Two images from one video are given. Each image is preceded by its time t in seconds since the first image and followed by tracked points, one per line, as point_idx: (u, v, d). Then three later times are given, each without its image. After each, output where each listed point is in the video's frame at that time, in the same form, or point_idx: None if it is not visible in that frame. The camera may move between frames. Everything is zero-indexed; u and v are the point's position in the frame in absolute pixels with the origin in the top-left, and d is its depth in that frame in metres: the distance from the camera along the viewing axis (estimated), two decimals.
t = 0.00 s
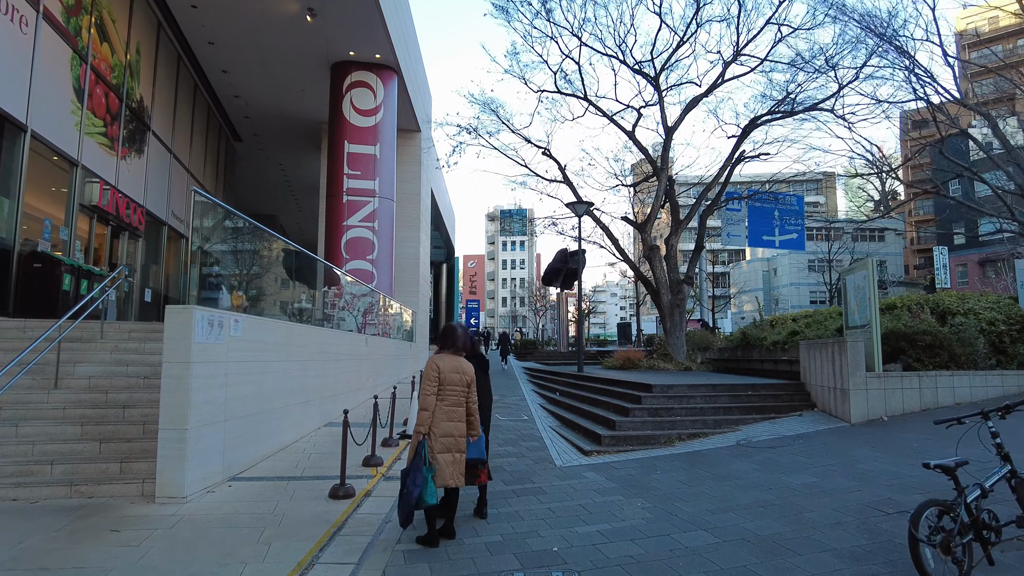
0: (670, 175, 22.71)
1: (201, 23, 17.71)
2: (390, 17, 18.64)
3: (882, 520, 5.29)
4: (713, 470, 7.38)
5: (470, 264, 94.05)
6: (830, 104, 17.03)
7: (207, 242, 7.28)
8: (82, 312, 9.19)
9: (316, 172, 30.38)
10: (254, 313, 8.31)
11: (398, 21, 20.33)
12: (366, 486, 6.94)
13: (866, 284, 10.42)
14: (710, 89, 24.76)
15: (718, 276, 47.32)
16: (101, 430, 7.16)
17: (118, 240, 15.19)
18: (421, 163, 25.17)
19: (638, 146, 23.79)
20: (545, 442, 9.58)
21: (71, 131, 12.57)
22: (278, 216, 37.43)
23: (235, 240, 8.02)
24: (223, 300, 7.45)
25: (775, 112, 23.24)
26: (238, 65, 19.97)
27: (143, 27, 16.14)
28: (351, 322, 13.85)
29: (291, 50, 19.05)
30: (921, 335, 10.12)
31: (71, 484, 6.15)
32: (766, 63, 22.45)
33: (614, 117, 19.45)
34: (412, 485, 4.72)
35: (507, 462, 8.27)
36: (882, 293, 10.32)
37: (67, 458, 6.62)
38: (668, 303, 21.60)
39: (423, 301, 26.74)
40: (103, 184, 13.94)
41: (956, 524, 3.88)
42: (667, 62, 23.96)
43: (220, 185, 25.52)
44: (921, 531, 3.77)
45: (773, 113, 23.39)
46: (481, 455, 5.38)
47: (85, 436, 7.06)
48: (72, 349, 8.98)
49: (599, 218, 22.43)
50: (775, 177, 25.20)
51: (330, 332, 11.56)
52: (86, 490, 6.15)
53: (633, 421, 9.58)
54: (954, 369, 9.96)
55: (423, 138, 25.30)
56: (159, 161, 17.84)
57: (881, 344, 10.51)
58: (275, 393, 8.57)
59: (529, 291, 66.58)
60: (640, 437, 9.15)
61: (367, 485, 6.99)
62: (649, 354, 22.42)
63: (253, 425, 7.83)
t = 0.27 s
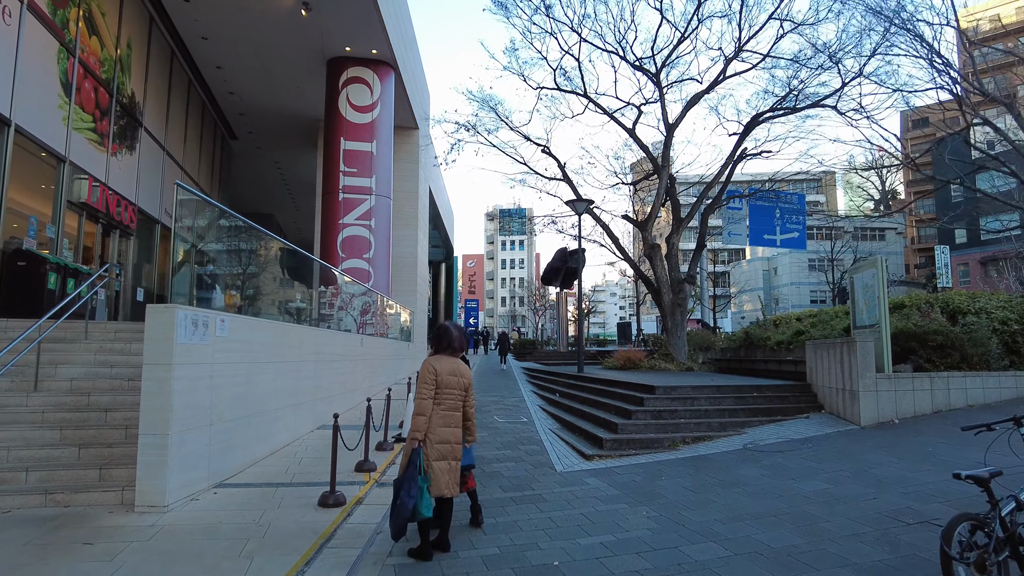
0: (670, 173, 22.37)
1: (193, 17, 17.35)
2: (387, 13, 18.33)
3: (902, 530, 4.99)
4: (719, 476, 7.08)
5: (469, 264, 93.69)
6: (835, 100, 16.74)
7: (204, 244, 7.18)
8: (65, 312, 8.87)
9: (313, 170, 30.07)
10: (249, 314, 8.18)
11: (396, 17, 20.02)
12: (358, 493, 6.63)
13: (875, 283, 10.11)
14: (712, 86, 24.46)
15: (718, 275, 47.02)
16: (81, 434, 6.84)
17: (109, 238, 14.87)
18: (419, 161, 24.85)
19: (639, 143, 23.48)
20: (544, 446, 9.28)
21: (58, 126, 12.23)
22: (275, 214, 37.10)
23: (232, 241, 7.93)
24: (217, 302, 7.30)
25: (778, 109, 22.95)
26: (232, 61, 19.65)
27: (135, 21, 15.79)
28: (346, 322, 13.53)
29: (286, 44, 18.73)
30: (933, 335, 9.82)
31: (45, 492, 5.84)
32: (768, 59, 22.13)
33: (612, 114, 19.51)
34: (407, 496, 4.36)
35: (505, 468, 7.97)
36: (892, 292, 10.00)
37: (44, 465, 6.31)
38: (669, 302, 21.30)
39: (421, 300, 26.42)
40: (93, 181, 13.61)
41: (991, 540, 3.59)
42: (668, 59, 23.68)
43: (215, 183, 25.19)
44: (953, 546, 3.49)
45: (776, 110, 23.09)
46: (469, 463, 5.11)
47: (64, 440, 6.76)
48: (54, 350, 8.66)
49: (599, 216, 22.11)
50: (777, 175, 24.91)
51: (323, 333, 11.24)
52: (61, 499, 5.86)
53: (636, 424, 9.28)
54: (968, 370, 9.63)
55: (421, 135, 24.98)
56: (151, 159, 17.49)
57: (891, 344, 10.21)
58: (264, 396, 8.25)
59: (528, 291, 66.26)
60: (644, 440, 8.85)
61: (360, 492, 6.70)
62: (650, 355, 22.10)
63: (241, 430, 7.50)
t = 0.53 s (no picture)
0: (673, 169, 22.02)
1: (187, 10, 17.01)
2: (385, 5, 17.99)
3: (928, 539, 4.67)
4: (728, 479, 6.78)
5: (468, 262, 93.26)
6: (841, 94, 16.41)
7: (199, 242, 7.06)
8: (48, 308, 8.57)
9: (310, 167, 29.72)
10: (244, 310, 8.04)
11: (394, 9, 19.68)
12: (350, 498, 6.33)
13: (885, 280, 9.80)
14: (714, 81, 24.10)
15: (719, 274, 46.68)
16: (59, 436, 6.53)
17: (100, 234, 14.55)
18: (417, 157, 24.53)
19: (641, 140, 23.15)
20: (545, 447, 8.97)
21: (45, 118, 11.90)
22: (272, 211, 36.73)
23: (229, 238, 7.80)
24: (211, 300, 7.12)
25: (781, 104, 22.60)
26: (227, 55, 19.31)
27: (126, 12, 15.45)
28: (341, 319, 13.21)
29: (282, 37, 18.39)
30: (946, 334, 9.52)
31: (19, 498, 5.53)
32: (772, 54, 21.78)
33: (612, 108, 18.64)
34: (411, 502, 4.02)
35: (504, 471, 7.65)
36: (903, 288, 9.70)
37: (19, 468, 5.99)
38: (671, 301, 20.96)
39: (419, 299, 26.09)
40: (83, 175, 13.29)
41: None
42: (670, 54, 23.34)
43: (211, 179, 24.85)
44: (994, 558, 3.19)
45: (779, 106, 22.74)
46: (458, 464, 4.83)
47: (42, 442, 6.44)
48: (37, 347, 8.35)
49: (600, 213, 21.78)
50: (779, 172, 24.59)
51: (316, 331, 10.92)
52: (36, 504, 5.55)
53: (640, 425, 8.97)
54: (981, 369, 9.34)
55: (420, 131, 24.65)
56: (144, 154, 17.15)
57: (901, 342, 9.91)
58: (253, 396, 7.93)
59: (528, 290, 65.94)
60: (648, 442, 8.55)
61: (352, 497, 6.40)
62: (652, 353, 21.77)
63: (228, 431, 7.19)
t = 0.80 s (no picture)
0: (674, 169, 21.72)
1: (181, 5, 16.70)
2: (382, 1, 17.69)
3: (956, 559, 4.37)
4: (737, 490, 6.49)
5: (467, 262, 92.95)
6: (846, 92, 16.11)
7: (195, 242, 6.99)
8: (31, 309, 8.28)
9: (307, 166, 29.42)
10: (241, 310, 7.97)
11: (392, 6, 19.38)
12: (342, 510, 6.05)
13: (896, 281, 9.51)
14: (716, 79, 23.80)
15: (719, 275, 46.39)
16: (38, 444, 6.24)
17: (90, 234, 14.25)
18: (415, 156, 24.23)
19: (642, 139, 22.86)
20: (546, 454, 8.68)
21: (33, 113, 11.60)
22: (270, 211, 36.43)
23: (227, 238, 7.71)
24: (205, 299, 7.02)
25: (785, 103, 22.29)
26: (222, 51, 19.00)
27: (119, 7, 15.14)
28: (336, 322, 12.91)
29: (277, 34, 18.09)
30: (960, 338, 9.22)
31: None
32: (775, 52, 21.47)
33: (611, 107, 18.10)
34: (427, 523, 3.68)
35: (504, 480, 7.35)
36: (915, 290, 9.40)
37: None
38: (672, 301, 20.66)
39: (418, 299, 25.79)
40: (72, 172, 12.99)
41: None
42: (672, 51, 23.04)
43: (206, 178, 24.54)
44: None
45: (783, 104, 22.42)
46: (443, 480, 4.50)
47: (19, 451, 6.14)
48: (19, 351, 8.07)
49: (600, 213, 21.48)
50: (781, 172, 24.32)
51: (310, 333, 10.63)
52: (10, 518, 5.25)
53: (644, 431, 8.69)
54: (996, 374, 9.05)
55: (418, 129, 24.34)
56: (137, 152, 16.84)
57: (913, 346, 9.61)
58: (243, 401, 7.64)
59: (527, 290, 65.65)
60: (652, 449, 8.26)
61: (344, 508, 6.12)
62: (653, 355, 21.48)
63: (215, 439, 6.90)
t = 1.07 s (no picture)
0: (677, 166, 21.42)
1: None
2: None
3: (992, 572, 4.04)
4: (749, 495, 6.17)
5: (467, 263, 92.67)
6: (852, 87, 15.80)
7: (190, 241, 6.92)
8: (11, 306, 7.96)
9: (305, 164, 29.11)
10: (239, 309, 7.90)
11: None
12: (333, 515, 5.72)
13: (909, 277, 9.19)
14: (719, 76, 23.51)
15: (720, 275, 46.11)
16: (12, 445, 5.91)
17: (80, 230, 13.93)
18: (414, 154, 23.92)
19: (643, 136, 22.57)
20: (548, 456, 8.37)
21: (20, 106, 11.28)
22: (267, 210, 36.13)
23: (222, 239, 7.62)
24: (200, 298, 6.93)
25: (789, 100, 22.00)
26: (217, 46, 18.68)
27: None
28: (331, 320, 12.58)
29: (273, 28, 17.76)
30: (976, 336, 8.91)
31: None
32: (778, 47, 21.17)
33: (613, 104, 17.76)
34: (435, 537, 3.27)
35: (503, 484, 7.02)
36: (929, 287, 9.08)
37: None
38: (674, 300, 20.35)
39: (417, 298, 25.46)
40: (61, 167, 12.67)
41: None
42: (673, 48, 22.76)
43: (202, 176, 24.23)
44: None
45: (786, 101, 22.12)
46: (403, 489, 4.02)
47: None
48: None
49: (601, 211, 21.18)
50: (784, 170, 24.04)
51: (304, 331, 10.31)
52: None
53: (649, 433, 8.36)
54: (1013, 373, 8.74)
55: (417, 126, 24.04)
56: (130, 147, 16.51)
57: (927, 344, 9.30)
58: (231, 400, 7.32)
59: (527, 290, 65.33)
60: (658, 451, 7.94)
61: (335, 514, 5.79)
62: (655, 355, 21.18)
63: (201, 440, 6.57)
